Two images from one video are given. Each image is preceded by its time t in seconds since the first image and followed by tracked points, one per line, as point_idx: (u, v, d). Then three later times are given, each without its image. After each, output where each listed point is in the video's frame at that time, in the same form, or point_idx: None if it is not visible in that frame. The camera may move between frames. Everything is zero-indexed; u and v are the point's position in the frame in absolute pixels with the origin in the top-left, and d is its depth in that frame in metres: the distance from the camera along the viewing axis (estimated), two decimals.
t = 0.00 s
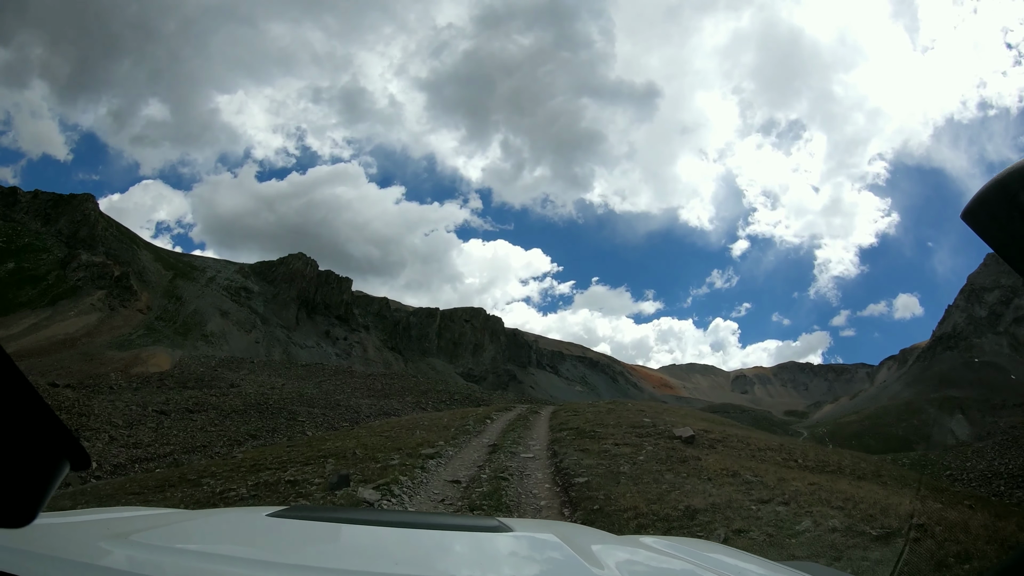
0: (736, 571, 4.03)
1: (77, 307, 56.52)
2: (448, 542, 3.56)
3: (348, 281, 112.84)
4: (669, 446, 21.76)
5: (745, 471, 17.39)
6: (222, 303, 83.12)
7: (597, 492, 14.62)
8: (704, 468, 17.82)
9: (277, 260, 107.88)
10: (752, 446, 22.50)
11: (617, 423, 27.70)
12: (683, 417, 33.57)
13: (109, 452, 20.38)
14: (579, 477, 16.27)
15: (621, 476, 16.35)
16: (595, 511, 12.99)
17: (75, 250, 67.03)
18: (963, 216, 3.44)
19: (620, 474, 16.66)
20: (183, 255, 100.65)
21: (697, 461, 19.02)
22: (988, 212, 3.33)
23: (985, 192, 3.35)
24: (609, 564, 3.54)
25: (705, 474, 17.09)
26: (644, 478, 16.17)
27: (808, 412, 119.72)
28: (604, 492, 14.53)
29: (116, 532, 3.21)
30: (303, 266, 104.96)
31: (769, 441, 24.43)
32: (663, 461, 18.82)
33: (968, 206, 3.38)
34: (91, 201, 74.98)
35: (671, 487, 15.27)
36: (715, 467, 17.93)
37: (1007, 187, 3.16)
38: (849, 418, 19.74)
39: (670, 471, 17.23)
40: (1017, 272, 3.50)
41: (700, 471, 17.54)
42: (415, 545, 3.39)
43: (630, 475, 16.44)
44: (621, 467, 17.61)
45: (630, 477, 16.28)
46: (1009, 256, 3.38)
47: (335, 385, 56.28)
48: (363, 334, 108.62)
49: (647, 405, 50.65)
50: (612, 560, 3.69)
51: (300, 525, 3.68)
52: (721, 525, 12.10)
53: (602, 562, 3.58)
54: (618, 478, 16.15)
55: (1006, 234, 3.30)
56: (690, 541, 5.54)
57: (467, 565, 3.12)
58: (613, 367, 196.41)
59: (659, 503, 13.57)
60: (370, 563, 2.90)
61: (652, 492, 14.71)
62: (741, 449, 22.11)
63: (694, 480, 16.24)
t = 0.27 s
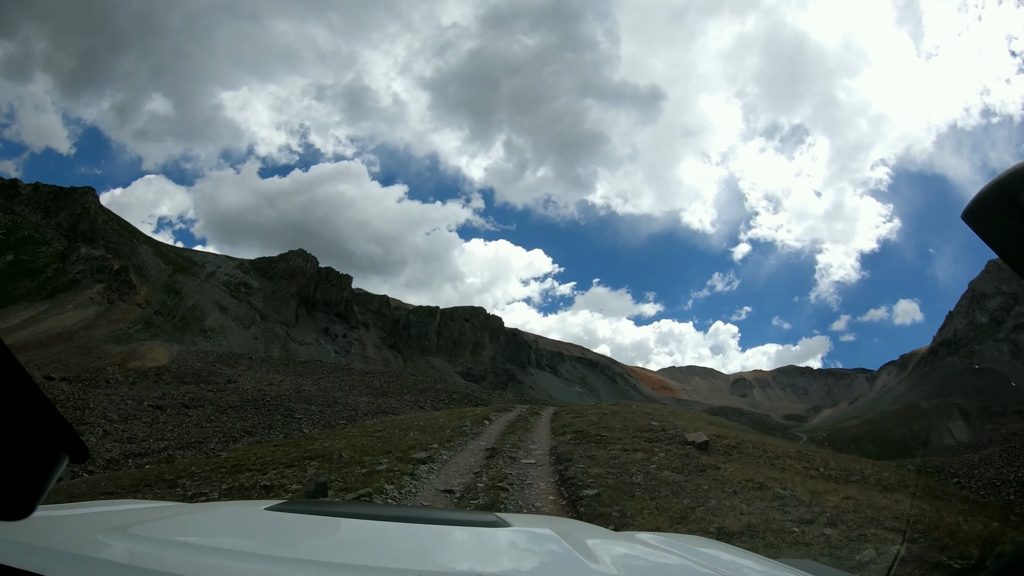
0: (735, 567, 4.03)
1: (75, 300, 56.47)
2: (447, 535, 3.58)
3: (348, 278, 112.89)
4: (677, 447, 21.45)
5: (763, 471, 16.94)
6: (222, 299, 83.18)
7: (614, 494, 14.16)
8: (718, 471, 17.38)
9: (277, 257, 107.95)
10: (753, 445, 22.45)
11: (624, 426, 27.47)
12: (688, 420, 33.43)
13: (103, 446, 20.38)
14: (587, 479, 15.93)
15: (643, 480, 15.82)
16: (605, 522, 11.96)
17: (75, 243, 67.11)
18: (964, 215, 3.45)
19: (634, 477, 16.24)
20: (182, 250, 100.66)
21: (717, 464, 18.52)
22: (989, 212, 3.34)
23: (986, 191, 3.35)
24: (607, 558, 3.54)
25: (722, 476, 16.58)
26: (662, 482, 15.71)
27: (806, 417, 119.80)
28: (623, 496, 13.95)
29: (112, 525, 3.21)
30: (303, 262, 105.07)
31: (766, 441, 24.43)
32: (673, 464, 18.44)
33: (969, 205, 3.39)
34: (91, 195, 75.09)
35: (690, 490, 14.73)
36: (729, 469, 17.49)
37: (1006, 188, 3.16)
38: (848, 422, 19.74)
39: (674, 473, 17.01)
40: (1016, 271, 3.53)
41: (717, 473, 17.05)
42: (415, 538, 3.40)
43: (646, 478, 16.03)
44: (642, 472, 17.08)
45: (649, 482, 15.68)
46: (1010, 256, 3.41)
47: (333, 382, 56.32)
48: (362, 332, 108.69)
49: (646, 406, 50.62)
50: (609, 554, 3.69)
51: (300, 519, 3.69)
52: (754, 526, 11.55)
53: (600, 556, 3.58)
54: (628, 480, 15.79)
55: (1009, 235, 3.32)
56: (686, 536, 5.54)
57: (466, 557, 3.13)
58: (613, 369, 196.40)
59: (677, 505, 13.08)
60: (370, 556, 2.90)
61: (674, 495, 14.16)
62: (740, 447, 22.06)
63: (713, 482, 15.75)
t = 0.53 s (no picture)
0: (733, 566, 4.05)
1: (72, 296, 56.41)
2: (448, 535, 3.60)
3: (347, 275, 112.86)
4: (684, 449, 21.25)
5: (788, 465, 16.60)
6: (220, 296, 83.15)
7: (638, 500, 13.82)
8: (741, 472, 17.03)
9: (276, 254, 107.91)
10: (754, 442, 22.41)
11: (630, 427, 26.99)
12: (691, 420, 33.30)
13: (99, 443, 20.30)
14: (601, 480, 15.64)
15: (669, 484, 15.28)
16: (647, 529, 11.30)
17: (73, 239, 67.63)
18: (964, 217, 3.45)
19: (649, 480, 15.91)
20: (181, 247, 100.62)
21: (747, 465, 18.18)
22: (988, 214, 3.34)
23: (985, 192, 3.35)
24: (606, 557, 3.56)
25: (744, 479, 16.18)
26: (681, 485, 15.35)
27: (804, 417, 120.00)
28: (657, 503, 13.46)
29: (112, 524, 3.21)
30: (302, 259, 105.08)
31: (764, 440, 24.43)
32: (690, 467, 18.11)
33: (969, 206, 3.39)
34: (90, 191, 75.69)
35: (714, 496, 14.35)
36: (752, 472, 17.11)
37: (1007, 189, 3.17)
38: (847, 422, 19.75)
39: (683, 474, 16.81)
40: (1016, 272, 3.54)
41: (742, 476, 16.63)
42: (415, 538, 3.40)
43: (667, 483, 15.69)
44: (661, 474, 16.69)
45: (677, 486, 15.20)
46: (1009, 258, 3.42)
47: (330, 380, 56.27)
48: (361, 329, 108.66)
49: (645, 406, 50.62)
50: (608, 554, 3.72)
51: (300, 518, 3.69)
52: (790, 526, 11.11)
53: (598, 555, 3.60)
54: (641, 483, 15.49)
55: (1007, 236, 3.33)
56: (685, 536, 5.54)
57: (468, 558, 3.14)
58: (612, 368, 196.50)
59: (701, 508, 12.92)
60: (371, 556, 2.91)
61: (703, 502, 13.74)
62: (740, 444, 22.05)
63: (735, 486, 15.38)
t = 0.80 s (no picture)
0: (736, 567, 4.03)
1: (69, 296, 56.22)
2: (449, 534, 3.58)
3: (345, 275, 112.74)
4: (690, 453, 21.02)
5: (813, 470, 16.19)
6: (218, 295, 83.08)
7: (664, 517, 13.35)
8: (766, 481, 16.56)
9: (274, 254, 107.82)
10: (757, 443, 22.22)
11: (638, 431, 25.96)
12: (694, 420, 33.09)
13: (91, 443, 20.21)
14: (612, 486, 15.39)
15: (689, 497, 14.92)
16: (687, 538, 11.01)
17: (70, 238, 67.14)
18: (964, 217, 3.47)
19: (669, 493, 15.17)
20: (179, 247, 100.48)
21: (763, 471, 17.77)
22: (988, 213, 3.36)
23: (986, 191, 3.37)
24: (605, 556, 3.58)
25: (777, 490, 15.52)
26: (707, 499, 14.84)
27: (802, 418, 119.98)
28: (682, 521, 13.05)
29: (112, 524, 3.21)
30: (300, 259, 105.02)
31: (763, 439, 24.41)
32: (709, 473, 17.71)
33: (968, 207, 3.41)
34: (87, 190, 75.02)
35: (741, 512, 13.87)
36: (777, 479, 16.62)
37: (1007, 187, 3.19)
38: (846, 424, 19.69)
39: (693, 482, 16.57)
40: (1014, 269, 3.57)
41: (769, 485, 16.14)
42: (417, 537, 3.39)
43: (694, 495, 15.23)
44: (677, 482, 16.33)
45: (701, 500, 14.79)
46: (1009, 255, 3.44)
47: (327, 380, 56.14)
48: (360, 329, 108.57)
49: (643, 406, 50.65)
50: (608, 552, 3.72)
51: (302, 518, 3.69)
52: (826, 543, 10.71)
53: (596, 553, 3.62)
54: (660, 496, 14.79)
55: (1006, 234, 3.35)
56: (685, 536, 5.52)
57: (466, 556, 3.12)
58: (611, 369, 196.43)
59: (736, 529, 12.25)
60: (372, 556, 2.89)
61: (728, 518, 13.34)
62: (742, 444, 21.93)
63: (767, 498, 14.75)
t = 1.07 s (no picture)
0: (740, 561, 4.01)
1: (66, 289, 56.09)
2: (452, 533, 3.58)
3: (344, 273, 112.65)
4: (697, 459, 20.64)
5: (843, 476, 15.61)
6: (216, 292, 83.07)
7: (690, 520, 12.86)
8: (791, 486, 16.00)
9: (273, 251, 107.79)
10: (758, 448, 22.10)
11: (651, 438, 24.70)
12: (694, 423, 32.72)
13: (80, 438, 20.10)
14: (617, 487, 15.18)
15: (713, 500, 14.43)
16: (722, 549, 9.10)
17: (68, 231, 66.92)
18: (964, 208, 3.44)
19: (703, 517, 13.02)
20: (178, 242, 100.45)
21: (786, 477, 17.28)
22: (988, 205, 3.34)
23: (984, 183, 3.34)
24: (607, 552, 3.58)
25: (821, 509, 13.39)
26: (748, 522, 12.56)
27: (800, 422, 119.66)
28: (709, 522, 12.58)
29: (116, 531, 3.21)
30: (299, 257, 105.01)
31: (761, 444, 24.36)
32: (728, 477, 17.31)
33: (967, 198, 3.38)
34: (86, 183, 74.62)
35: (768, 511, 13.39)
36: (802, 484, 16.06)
37: (1006, 176, 3.15)
38: (845, 429, 19.64)
39: (699, 482, 16.40)
40: (1015, 261, 3.55)
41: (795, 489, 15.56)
42: (421, 538, 3.40)
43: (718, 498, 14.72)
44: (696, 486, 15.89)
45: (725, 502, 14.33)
46: (1011, 246, 3.42)
47: (324, 378, 56.00)
48: (358, 328, 108.44)
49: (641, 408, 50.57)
50: (610, 549, 3.72)
51: (305, 522, 3.68)
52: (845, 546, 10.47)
53: (598, 550, 3.62)
54: (693, 520, 12.77)
55: (1007, 225, 3.32)
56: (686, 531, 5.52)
57: (471, 556, 3.12)
58: (609, 371, 196.29)
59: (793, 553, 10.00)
60: (376, 558, 2.90)
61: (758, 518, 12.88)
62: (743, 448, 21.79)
63: (810, 512, 13.26)
